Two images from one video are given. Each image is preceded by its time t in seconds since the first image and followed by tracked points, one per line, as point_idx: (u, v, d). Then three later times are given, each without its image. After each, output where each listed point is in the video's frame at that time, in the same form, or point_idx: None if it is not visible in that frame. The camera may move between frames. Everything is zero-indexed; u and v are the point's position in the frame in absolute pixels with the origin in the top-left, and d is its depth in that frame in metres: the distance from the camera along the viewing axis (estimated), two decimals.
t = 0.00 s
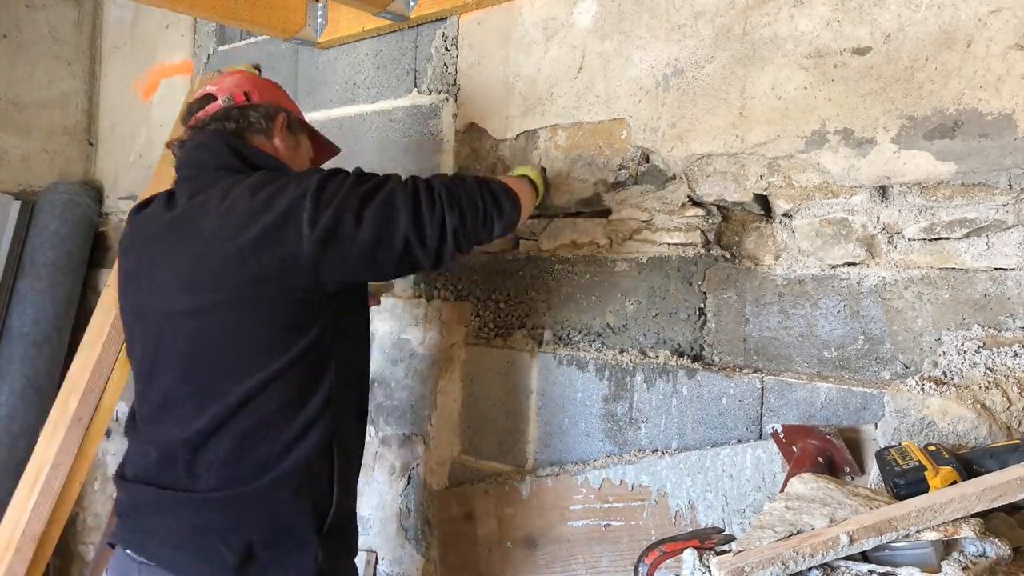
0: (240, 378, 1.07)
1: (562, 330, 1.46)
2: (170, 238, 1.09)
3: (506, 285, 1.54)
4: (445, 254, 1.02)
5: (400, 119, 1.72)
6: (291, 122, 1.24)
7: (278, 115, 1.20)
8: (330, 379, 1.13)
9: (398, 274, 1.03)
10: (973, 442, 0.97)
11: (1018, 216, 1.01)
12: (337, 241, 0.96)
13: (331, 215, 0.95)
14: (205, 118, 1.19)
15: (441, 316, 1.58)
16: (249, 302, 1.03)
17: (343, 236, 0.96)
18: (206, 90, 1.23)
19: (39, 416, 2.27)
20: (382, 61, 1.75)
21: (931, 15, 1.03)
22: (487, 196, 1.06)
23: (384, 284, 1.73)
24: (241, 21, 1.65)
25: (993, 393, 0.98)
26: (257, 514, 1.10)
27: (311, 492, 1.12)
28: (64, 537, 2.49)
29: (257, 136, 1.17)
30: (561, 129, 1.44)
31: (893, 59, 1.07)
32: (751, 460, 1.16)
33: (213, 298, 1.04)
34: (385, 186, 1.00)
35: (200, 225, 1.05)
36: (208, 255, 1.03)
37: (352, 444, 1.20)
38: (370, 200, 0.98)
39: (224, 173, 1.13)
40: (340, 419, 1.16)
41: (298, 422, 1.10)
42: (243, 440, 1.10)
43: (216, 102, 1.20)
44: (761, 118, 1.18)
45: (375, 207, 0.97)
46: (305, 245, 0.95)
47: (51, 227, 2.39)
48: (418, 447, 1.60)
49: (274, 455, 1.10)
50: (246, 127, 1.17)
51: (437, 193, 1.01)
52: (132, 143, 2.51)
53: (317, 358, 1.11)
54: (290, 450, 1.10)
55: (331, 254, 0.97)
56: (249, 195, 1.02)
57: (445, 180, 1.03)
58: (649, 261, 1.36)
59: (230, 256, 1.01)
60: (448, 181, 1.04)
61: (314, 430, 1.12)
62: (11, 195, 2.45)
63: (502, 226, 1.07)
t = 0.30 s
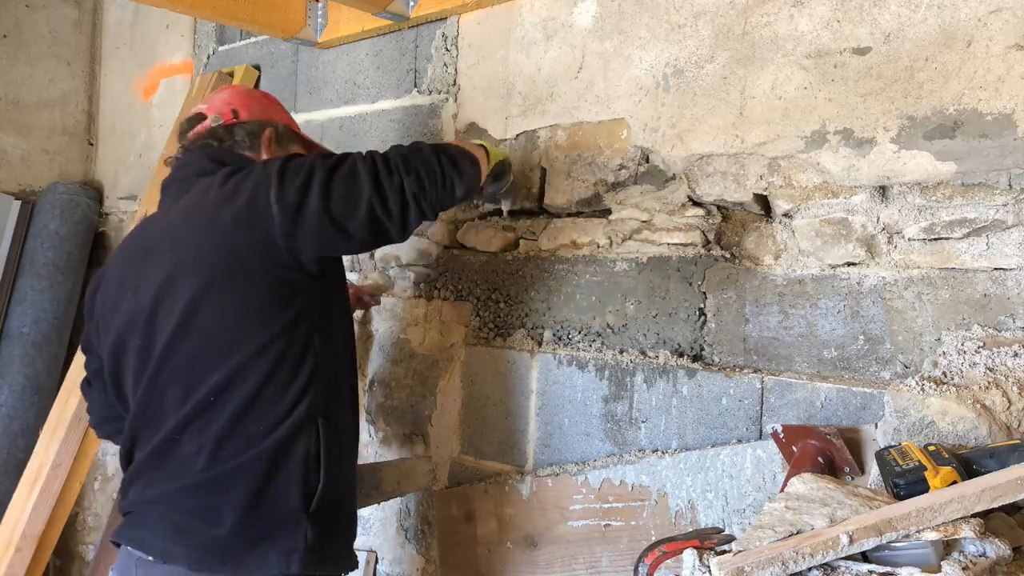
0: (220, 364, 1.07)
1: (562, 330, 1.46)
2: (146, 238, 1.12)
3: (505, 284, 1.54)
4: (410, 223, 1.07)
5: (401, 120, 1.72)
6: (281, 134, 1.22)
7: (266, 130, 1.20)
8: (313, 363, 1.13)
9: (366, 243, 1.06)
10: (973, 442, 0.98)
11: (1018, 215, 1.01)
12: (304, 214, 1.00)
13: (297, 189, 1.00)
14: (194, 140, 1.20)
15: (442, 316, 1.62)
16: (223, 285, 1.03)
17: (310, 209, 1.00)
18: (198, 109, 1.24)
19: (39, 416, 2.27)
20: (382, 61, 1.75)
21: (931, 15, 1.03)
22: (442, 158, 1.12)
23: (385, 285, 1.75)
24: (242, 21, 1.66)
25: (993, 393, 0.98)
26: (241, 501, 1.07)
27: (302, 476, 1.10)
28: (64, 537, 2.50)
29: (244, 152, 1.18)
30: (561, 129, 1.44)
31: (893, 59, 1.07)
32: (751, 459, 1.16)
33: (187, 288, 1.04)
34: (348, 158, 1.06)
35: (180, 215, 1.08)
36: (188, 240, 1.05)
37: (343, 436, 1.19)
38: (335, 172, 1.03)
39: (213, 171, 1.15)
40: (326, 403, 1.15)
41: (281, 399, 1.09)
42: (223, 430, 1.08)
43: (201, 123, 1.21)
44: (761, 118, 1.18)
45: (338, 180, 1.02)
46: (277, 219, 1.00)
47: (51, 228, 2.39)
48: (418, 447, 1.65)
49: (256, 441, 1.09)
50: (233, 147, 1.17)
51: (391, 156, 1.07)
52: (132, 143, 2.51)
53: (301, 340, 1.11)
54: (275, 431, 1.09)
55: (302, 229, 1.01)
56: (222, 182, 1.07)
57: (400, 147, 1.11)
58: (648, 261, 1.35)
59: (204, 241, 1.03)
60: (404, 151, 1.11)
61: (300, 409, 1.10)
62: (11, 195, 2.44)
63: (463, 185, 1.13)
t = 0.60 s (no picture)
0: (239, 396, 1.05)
1: (562, 330, 1.47)
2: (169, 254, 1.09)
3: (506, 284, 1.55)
4: (446, 305, 0.93)
5: (401, 120, 1.72)
6: (323, 109, 1.16)
7: (303, 108, 1.13)
8: (340, 380, 1.09)
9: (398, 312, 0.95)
10: (973, 442, 0.97)
11: (1018, 216, 1.01)
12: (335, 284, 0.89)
13: (327, 252, 0.88)
14: (234, 113, 1.16)
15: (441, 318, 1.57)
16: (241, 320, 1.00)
17: (337, 275, 0.89)
18: (239, 78, 1.17)
19: (39, 416, 2.27)
20: (382, 61, 1.75)
21: (931, 15, 1.03)
22: (496, 243, 0.93)
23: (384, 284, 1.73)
24: (242, 20, 1.65)
25: (993, 393, 0.98)
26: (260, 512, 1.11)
27: (323, 487, 1.11)
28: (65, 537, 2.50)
29: (282, 134, 1.12)
30: (561, 129, 1.44)
31: (893, 59, 1.06)
32: (751, 459, 1.16)
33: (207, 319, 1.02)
34: (393, 223, 0.91)
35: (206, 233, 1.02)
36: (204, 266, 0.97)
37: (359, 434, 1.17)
38: (374, 240, 0.89)
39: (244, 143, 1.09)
40: (347, 415, 1.12)
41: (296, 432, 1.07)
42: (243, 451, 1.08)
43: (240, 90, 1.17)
44: (761, 118, 1.18)
45: (375, 249, 0.88)
46: (300, 275, 0.90)
47: (51, 228, 2.39)
48: (418, 447, 1.61)
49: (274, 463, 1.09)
50: (270, 126, 1.12)
51: (434, 239, 0.90)
52: (132, 143, 2.51)
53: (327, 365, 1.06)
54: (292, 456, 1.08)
55: (322, 290, 0.91)
56: (259, 208, 0.97)
57: (452, 220, 0.92)
58: (649, 261, 1.38)
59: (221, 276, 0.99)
60: (457, 219, 0.92)
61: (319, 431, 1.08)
62: (11, 195, 2.44)
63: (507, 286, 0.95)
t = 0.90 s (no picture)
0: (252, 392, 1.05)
1: (562, 330, 1.47)
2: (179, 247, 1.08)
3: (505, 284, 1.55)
4: (454, 297, 0.96)
5: (401, 120, 1.72)
6: (319, 109, 1.16)
7: (299, 108, 1.13)
8: (348, 378, 1.10)
9: (407, 308, 0.97)
10: (973, 442, 0.97)
11: (1018, 216, 1.01)
12: (346, 277, 0.92)
13: (338, 244, 0.91)
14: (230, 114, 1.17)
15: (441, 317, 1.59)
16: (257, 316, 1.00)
17: (347, 266, 0.91)
18: (234, 79, 1.18)
19: (39, 415, 2.27)
20: (382, 61, 1.75)
21: (931, 15, 1.03)
22: (504, 241, 0.97)
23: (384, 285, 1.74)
24: (242, 20, 1.65)
25: (993, 393, 0.98)
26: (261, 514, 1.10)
27: (332, 486, 1.11)
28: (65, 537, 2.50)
29: (279, 133, 1.13)
30: (561, 129, 1.45)
31: (893, 59, 1.06)
32: (751, 459, 1.16)
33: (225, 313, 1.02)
34: (403, 217, 0.94)
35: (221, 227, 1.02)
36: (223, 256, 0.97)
37: (366, 430, 1.18)
38: (383, 233, 0.92)
39: (244, 144, 1.10)
40: (354, 412, 1.13)
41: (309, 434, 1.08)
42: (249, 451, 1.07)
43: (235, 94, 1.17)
44: (761, 118, 1.18)
45: (386, 241, 0.91)
46: (309, 269, 0.93)
47: (51, 228, 2.39)
48: (418, 447, 1.62)
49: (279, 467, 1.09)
50: (266, 126, 1.13)
51: (446, 234, 0.94)
52: (132, 143, 2.51)
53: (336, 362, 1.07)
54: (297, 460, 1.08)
55: (332, 282, 0.93)
56: (266, 206, 0.98)
57: (461, 217, 0.96)
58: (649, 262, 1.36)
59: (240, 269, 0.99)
60: (467, 216, 0.97)
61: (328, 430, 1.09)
62: (11, 195, 2.44)
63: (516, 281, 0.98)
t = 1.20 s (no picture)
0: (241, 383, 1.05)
1: (562, 330, 1.47)
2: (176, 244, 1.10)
3: (506, 285, 1.55)
4: (447, 288, 0.96)
5: (400, 120, 1.71)
6: (320, 110, 1.17)
7: (300, 109, 1.14)
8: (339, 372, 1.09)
9: (400, 299, 0.97)
10: (973, 442, 0.97)
11: (1018, 215, 1.01)
12: (338, 264, 0.92)
13: (330, 232, 0.91)
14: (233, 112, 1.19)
15: (442, 317, 1.57)
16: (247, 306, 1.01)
17: (340, 255, 0.91)
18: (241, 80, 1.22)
19: (39, 416, 2.27)
20: (382, 61, 1.75)
21: (931, 15, 1.03)
22: (496, 231, 0.96)
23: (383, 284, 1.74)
24: (242, 20, 1.65)
25: (993, 393, 0.98)
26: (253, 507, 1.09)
27: (318, 481, 1.09)
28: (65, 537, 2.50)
29: (276, 131, 1.13)
30: (561, 129, 1.45)
31: (893, 59, 1.06)
32: (751, 460, 1.15)
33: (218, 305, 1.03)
34: (398, 207, 0.95)
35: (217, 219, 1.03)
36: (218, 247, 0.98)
37: (355, 425, 1.15)
38: (377, 222, 0.92)
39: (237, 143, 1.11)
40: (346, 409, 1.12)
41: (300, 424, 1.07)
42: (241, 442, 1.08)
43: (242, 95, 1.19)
44: (761, 118, 1.18)
45: (378, 231, 0.91)
46: (301, 259, 0.93)
47: (51, 227, 2.39)
48: (418, 447, 1.62)
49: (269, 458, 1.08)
50: (264, 124, 1.14)
51: (442, 223, 0.94)
52: (132, 143, 2.51)
53: (324, 356, 1.05)
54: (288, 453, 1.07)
55: (326, 272, 0.93)
56: (258, 198, 0.99)
57: (454, 208, 0.96)
58: (649, 262, 1.36)
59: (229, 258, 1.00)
60: (460, 206, 0.97)
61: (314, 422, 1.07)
62: (11, 195, 2.44)
63: (509, 270, 0.97)
